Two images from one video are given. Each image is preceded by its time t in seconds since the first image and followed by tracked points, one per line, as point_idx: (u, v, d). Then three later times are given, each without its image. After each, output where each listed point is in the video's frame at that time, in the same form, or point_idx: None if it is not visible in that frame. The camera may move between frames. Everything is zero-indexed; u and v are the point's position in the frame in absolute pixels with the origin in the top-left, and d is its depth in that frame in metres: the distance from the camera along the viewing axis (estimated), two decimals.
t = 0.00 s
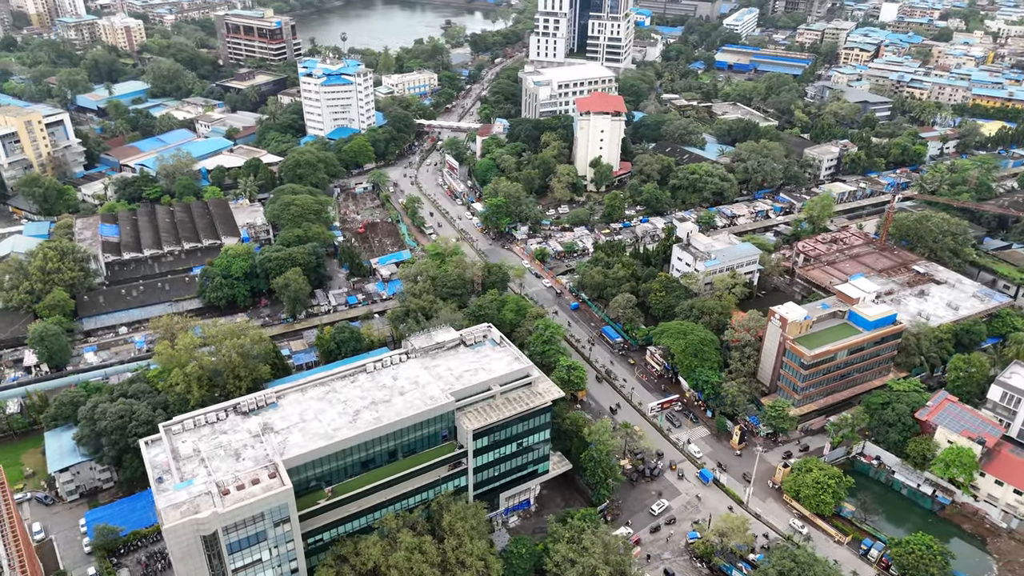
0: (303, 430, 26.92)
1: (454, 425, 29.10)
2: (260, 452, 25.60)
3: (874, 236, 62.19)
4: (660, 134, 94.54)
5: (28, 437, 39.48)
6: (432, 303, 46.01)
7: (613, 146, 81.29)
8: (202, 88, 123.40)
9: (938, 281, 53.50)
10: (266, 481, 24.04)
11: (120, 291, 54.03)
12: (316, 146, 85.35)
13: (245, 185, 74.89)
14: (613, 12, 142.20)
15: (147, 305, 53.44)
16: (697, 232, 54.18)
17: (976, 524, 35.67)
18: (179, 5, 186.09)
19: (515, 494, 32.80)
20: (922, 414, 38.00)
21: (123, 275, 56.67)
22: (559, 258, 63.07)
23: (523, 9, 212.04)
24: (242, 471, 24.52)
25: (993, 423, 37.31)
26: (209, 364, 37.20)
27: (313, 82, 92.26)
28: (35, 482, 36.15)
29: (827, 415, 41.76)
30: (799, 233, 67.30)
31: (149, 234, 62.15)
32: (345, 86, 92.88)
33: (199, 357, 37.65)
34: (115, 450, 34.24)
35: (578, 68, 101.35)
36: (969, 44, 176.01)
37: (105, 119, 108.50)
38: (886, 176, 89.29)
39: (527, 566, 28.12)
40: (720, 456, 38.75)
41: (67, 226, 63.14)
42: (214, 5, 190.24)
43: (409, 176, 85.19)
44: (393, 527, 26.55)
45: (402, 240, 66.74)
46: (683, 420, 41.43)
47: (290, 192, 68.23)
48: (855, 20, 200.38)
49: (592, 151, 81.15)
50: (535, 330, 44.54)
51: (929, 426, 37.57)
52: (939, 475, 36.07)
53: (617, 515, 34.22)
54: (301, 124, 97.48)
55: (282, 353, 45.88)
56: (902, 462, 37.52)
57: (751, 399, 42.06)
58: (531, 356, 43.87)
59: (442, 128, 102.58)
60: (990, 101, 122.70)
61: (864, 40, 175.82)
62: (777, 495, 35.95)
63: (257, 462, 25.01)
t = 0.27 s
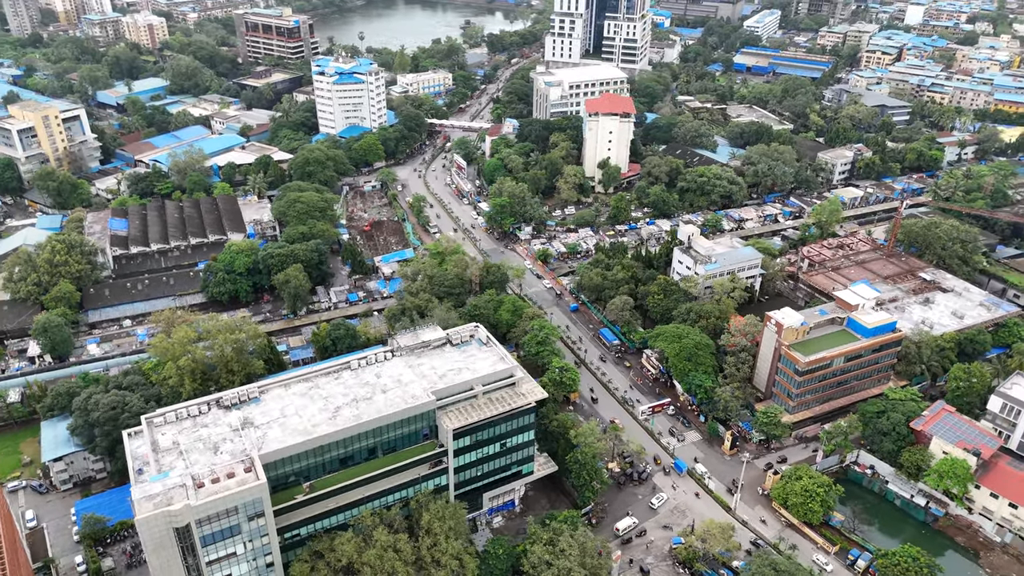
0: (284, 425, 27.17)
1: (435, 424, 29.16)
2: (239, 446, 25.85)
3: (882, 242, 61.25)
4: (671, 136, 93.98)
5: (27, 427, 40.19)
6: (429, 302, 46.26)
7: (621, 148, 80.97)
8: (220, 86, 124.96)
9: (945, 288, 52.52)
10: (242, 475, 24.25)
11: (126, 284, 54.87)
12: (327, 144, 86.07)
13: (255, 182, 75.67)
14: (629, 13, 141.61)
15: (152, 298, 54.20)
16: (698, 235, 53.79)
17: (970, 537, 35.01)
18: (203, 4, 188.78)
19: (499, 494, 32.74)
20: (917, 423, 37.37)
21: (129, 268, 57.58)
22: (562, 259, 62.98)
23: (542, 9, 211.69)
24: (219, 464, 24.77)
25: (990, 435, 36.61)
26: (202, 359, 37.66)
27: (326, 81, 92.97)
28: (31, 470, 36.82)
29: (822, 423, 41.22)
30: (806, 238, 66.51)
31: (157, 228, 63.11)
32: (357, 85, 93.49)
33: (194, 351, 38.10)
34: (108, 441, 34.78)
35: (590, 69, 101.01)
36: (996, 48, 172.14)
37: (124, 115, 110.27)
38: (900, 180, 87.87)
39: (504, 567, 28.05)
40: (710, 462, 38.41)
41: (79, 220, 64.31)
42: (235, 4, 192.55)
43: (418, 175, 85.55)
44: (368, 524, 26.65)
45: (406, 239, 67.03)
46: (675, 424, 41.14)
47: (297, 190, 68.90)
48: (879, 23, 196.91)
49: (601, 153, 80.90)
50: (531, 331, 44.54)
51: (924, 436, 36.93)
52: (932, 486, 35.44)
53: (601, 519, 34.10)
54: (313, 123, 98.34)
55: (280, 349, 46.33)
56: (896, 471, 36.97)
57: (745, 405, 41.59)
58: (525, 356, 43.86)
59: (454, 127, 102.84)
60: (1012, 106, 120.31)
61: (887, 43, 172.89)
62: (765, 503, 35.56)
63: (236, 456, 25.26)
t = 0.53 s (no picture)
0: (264, 420, 27.43)
1: (416, 422, 29.22)
2: (219, 440, 26.16)
3: (890, 248, 60.32)
4: (682, 138, 93.33)
5: (28, 416, 41.00)
6: (425, 301, 46.48)
7: (629, 149, 80.57)
8: (236, 83, 126.38)
9: (951, 296, 51.58)
10: (218, 469, 24.54)
11: (132, 278, 55.73)
12: (337, 142, 86.72)
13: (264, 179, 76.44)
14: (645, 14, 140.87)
15: (156, 292, 55.00)
16: (700, 238, 53.41)
17: (962, 550, 34.39)
18: (226, 3, 191.30)
19: (483, 494, 32.72)
20: (912, 432, 36.75)
21: (136, 262, 58.48)
22: (564, 260, 62.88)
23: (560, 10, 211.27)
24: (197, 458, 25.09)
25: (987, 445, 35.88)
26: (197, 353, 38.15)
27: (337, 80, 93.66)
28: (28, 459, 37.54)
29: (817, 430, 40.75)
30: (813, 243, 65.74)
31: (165, 223, 64.03)
32: (368, 84, 94.07)
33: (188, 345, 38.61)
34: (101, 432, 35.36)
35: (602, 70, 100.66)
36: (1023, 53, 168.29)
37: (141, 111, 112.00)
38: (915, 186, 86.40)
39: (480, 567, 28.04)
40: (701, 466, 38.10)
41: (90, 214, 65.45)
42: (256, 3, 194.58)
43: (426, 174, 85.86)
44: (345, 521, 26.79)
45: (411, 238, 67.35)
46: (667, 428, 40.88)
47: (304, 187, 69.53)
48: (903, 25, 193.28)
49: (608, 154, 80.64)
50: (525, 331, 44.55)
51: (919, 445, 36.32)
52: (925, 497, 34.85)
53: (586, 521, 34.02)
54: (325, 121, 99.12)
55: (277, 345, 46.79)
56: (889, 481, 36.41)
57: (739, 410, 41.20)
58: (519, 356, 43.87)
59: (465, 127, 103.06)
60: None
61: (910, 45, 169.88)
62: (753, 510, 35.24)
63: (215, 450, 25.56)
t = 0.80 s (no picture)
0: (246, 415, 27.75)
1: (397, 421, 29.35)
2: (199, 434, 26.54)
3: (897, 255, 59.42)
4: (693, 140, 92.64)
5: (29, 406, 41.86)
6: (421, 300, 46.72)
7: (637, 152, 80.21)
8: (253, 81, 127.76)
9: (956, 305, 50.73)
10: (196, 462, 24.87)
11: (138, 272, 56.64)
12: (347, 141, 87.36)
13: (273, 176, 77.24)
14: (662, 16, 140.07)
15: (161, 287, 55.82)
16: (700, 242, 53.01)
17: (954, 563, 33.83)
18: (248, 2, 193.64)
19: (467, 494, 32.78)
20: (905, 442, 36.25)
21: (142, 257, 59.40)
22: (567, 261, 62.78)
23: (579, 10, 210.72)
24: (176, 451, 25.47)
25: (982, 457, 35.24)
26: (192, 347, 38.68)
27: (349, 79, 94.31)
28: (26, 448, 38.30)
29: (811, 437, 40.32)
30: (820, 248, 64.99)
31: (174, 218, 64.94)
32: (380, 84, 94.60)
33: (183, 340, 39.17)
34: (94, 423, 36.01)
35: (614, 72, 100.28)
36: None
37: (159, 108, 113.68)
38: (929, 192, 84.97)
39: (457, 567, 28.11)
40: (690, 472, 37.83)
41: (101, 208, 66.61)
42: (277, 2, 196.47)
43: (435, 174, 86.18)
44: (323, 517, 27.02)
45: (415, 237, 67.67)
46: (659, 432, 40.65)
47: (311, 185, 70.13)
48: (928, 28, 189.72)
49: (616, 156, 80.36)
50: (520, 332, 44.59)
51: (911, 456, 35.83)
52: (916, 508, 34.33)
53: (570, 523, 33.98)
54: (338, 119, 99.86)
55: (275, 341, 47.35)
56: (881, 491, 35.94)
57: (732, 416, 40.86)
58: (513, 357, 43.92)
59: (476, 127, 103.25)
60: None
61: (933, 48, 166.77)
62: (740, 517, 34.98)
63: (194, 444, 25.92)
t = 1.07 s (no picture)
0: (228, 410, 28.04)
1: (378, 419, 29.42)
2: (180, 427, 26.87)
3: (904, 261, 58.44)
4: (704, 143, 91.89)
5: (30, 396, 42.71)
6: (418, 299, 46.92)
7: (645, 154, 79.83)
8: (270, 80, 129.09)
9: (961, 313, 49.79)
10: (173, 455, 25.16)
11: (144, 266, 57.46)
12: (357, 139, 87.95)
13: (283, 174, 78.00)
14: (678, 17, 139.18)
15: (166, 281, 56.60)
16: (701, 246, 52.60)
17: None
18: (269, 2, 195.85)
19: (451, 493, 32.82)
20: (897, 451, 35.71)
21: (150, 251, 60.29)
22: (569, 262, 62.63)
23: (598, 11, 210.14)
24: (155, 443, 25.80)
25: (977, 468, 34.50)
26: (186, 341, 39.19)
27: (361, 78, 94.90)
28: (24, 437, 39.05)
29: (805, 445, 39.81)
30: (826, 254, 64.14)
31: (182, 213, 65.82)
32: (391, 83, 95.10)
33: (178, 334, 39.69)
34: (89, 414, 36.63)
35: (626, 73, 99.85)
36: None
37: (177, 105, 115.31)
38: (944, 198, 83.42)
39: (433, 566, 28.15)
40: (679, 476, 37.53)
41: (112, 203, 67.75)
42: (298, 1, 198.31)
43: (443, 173, 86.46)
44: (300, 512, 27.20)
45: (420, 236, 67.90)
46: (650, 436, 40.37)
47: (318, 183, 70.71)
48: (953, 32, 185.97)
49: (624, 157, 80.04)
50: (515, 332, 44.61)
51: (903, 466, 35.26)
52: (907, 519, 33.75)
53: (553, 525, 33.95)
54: (350, 118, 100.53)
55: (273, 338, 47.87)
56: (872, 501, 35.40)
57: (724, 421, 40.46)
58: (507, 357, 43.95)
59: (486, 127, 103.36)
60: None
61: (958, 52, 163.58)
62: (726, 523, 34.67)
63: (174, 437, 26.25)
